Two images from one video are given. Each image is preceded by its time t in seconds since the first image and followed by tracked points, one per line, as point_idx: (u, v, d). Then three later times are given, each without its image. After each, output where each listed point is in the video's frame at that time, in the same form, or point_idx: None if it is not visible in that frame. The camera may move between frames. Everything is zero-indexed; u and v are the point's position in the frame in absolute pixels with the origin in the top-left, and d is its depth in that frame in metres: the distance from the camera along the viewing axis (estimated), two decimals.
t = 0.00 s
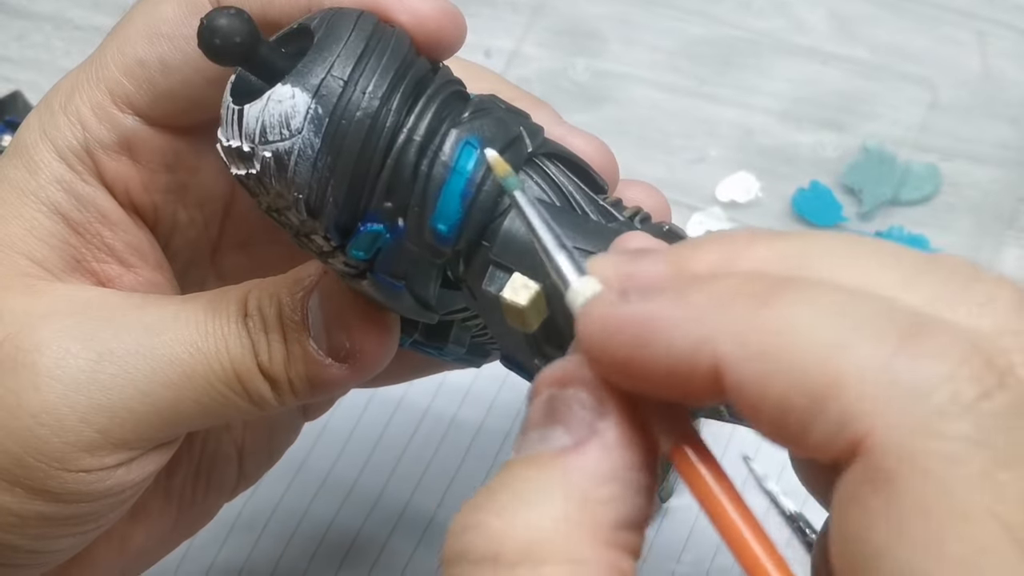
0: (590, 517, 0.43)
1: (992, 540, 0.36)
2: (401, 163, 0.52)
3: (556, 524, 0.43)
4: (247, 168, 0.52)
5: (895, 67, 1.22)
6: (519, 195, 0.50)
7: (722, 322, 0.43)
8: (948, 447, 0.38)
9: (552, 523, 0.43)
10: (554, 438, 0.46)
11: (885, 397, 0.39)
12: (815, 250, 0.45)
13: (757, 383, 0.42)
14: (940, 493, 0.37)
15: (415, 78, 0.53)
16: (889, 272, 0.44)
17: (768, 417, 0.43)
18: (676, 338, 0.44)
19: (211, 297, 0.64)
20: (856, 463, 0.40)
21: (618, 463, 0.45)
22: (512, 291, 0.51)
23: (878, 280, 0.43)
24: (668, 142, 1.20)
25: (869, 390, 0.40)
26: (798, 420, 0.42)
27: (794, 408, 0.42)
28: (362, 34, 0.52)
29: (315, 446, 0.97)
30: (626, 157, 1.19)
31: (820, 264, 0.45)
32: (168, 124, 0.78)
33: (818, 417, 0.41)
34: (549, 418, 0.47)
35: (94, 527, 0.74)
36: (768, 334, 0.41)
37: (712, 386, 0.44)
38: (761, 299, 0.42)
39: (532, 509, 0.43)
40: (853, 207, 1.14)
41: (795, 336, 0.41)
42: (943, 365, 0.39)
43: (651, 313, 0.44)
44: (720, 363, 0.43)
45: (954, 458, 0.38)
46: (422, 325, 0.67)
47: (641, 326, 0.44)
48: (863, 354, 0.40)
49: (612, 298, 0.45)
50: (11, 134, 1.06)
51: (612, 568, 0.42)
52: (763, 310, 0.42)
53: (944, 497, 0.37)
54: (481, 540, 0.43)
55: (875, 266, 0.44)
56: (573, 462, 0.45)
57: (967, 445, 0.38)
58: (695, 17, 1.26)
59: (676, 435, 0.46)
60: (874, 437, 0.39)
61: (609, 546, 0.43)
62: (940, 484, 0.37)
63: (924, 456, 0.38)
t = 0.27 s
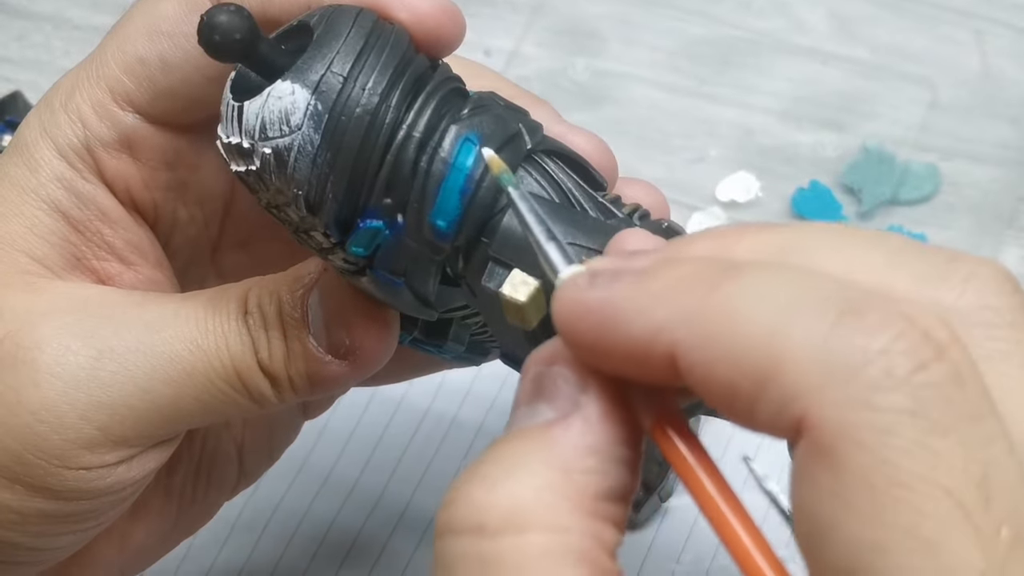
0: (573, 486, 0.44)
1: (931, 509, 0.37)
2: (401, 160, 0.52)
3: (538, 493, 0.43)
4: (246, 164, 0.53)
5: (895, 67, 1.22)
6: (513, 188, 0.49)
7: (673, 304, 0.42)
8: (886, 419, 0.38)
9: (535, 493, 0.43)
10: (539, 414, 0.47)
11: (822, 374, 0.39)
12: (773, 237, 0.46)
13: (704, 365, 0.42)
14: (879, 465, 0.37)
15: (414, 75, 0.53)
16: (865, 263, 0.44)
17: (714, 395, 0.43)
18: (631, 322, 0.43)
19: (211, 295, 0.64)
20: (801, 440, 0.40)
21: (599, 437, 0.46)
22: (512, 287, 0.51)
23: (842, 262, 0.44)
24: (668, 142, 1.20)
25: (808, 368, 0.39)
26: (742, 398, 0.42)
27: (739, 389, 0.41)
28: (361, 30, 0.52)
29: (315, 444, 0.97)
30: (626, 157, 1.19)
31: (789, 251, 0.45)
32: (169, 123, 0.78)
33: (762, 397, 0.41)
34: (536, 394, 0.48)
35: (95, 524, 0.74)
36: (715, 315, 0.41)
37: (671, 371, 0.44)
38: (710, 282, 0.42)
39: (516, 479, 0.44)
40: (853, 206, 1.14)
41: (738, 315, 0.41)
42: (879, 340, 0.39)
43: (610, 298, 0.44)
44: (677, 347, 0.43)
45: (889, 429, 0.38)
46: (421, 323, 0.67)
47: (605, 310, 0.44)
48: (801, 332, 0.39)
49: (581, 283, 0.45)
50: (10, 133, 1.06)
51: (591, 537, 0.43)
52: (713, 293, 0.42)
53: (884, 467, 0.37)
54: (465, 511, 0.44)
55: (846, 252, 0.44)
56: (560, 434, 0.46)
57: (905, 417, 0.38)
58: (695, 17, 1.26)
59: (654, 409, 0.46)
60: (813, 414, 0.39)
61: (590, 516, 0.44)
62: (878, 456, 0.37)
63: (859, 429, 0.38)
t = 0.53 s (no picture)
0: (550, 488, 0.44)
1: (903, 519, 0.36)
2: (400, 162, 0.52)
3: (514, 495, 0.44)
4: (244, 166, 0.53)
5: (895, 68, 1.23)
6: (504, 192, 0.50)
7: (649, 312, 0.42)
8: (856, 428, 0.37)
9: (512, 494, 0.44)
10: (520, 416, 0.48)
11: (793, 383, 0.39)
12: (756, 243, 0.45)
13: (677, 372, 0.42)
14: (850, 474, 0.37)
15: (413, 77, 0.53)
16: (854, 257, 0.44)
17: (690, 403, 0.42)
18: (607, 329, 0.43)
19: (211, 297, 0.64)
20: (773, 449, 0.39)
21: (578, 439, 0.46)
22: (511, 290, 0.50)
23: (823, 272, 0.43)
24: (667, 142, 1.20)
25: (777, 376, 0.39)
26: (718, 406, 0.41)
27: (712, 398, 0.41)
28: (361, 32, 0.52)
29: (315, 445, 0.97)
30: (625, 157, 1.19)
31: (774, 258, 0.44)
32: (169, 124, 0.78)
33: (734, 405, 0.40)
34: (519, 398, 0.49)
35: (96, 525, 0.74)
36: (688, 323, 0.41)
37: (647, 379, 0.43)
38: (685, 291, 0.42)
39: (493, 481, 0.44)
40: (853, 207, 1.14)
41: (711, 324, 0.40)
42: (847, 350, 0.39)
43: (589, 305, 0.43)
44: (651, 355, 0.42)
45: (858, 438, 0.37)
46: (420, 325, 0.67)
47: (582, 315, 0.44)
48: (772, 340, 0.39)
49: (560, 287, 0.45)
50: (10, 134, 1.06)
51: (570, 538, 0.43)
52: (686, 302, 0.41)
53: (856, 477, 0.37)
54: (450, 514, 0.44)
55: (834, 257, 0.44)
56: (538, 436, 0.46)
57: (874, 426, 0.38)
58: (695, 18, 1.26)
59: (635, 413, 0.47)
60: (784, 424, 0.39)
61: (569, 518, 0.44)
62: (849, 465, 0.37)
63: (827, 438, 0.38)
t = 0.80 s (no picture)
0: (539, 488, 0.44)
1: (884, 520, 0.36)
2: (399, 161, 0.52)
3: (504, 494, 0.44)
4: (244, 166, 0.53)
5: (895, 68, 1.23)
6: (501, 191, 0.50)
7: (635, 314, 0.42)
8: (838, 430, 0.37)
9: (501, 493, 0.44)
10: (511, 416, 0.48)
11: (775, 386, 0.39)
12: (744, 245, 0.45)
13: (663, 374, 0.41)
14: (833, 475, 0.37)
15: (413, 76, 0.53)
16: (850, 258, 0.44)
17: (678, 405, 0.42)
18: (595, 331, 0.43)
19: (210, 297, 0.64)
20: (757, 451, 0.40)
21: (567, 438, 0.46)
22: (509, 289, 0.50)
23: (811, 275, 0.43)
24: (667, 143, 1.20)
25: (762, 378, 0.39)
26: (703, 408, 0.41)
27: (697, 400, 0.41)
28: (359, 32, 0.52)
29: (315, 446, 0.97)
30: (624, 158, 1.19)
31: (763, 259, 0.44)
32: (169, 125, 0.78)
33: (719, 407, 0.40)
34: (510, 399, 0.49)
35: (96, 525, 0.74)
36: (674, 326, 0.41)
37: (634, 380, 0.43)
38: (673, 293, 0.42)
39: (483, 480, 0.44)
40: (853, 208, 1.14)
41: (697, 327, 0.40)
42: (830, 352, 0.39)
43: (577, 306, 0.43)
44: (639, 356, 0.42)
45: (839, 440, 0.37)
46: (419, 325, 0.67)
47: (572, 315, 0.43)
48: (758, 343, 0.39)
49: (549, 288, 0.44)
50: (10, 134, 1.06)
51: (559, 536, 0.44)
52: (674, 304, 0.41)
53: (838, 478, 0.37)
54: (442, 514, 0.44)
55: (829, 257, 0.44)
56: (527, 437, 0.46)
57: (856, 427, 0.37)
58: (695, 18, 1.26)
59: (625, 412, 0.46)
60: (767, 426, 0.39)
61: (559, 517, 0.44)
62: (831, 466, 0.37)
63: (809, 440, 0.38)
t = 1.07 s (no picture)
0: (535, 483, 0.44)
1: (876, 516, 0.36)
2: (399, 161, 0.52)
3: (499, 489, 0.44)
4: (244, 166, 0.53)
5: (894, 68, 1.23)
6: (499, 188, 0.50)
7: (629, 310, 0.42)
8: (828, 425, 0.38)
9: (497, 489, 0.44)
10: (507, 413, 0.47)
11: (766, 383, 0.39)
12: (741, 242, 0.45)
13: (656, 370, 0.42)
14: (824, 471, 0.37)
15: (413, 76, 0.53)
16: (850, 257, 0.44)
17: (670, 401, 0.42)
18: (590, 326, 0.43)
19: (211, 296, 0.65)
20: (748, 447, 0.40)
21: (563, 433, 0.46)
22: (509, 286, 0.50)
23: (807, 272, 0.43)
24: (666, 142, 1.20)
25: (753, 374, 0.39)
26: (697, 405, 0.41)
27: (689, 396, 0.41)
28: (360, 32, 0.52)
29: (315, 445, 0.97)
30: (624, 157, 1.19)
31: (758, 256, 0.44)
32: (170, 125, 0.78)
33: (711, 403, 0.40)
34: (506, 395, 0.48)
35: (97, 525, 0.74)
36: (668, 322, 0.41)
37: (627, 375, 0.44)
38: (667, 289, 0.42)
39: (478, 476, 0.44)
40: (853, 208, 1.14)
41: (690, 322, 0.40)
42: (822, 348, 0.39)
43: (572, 302, 0.43)
44: (632, 351, 0.42)
45: (832, 435, 0.37)
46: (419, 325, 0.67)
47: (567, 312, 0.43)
48: (750, 338, 0.39)
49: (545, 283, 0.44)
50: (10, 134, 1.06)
51: (554, 530, 0.44)
52: (668, 301, 0.41)
53: (830, 473, 0.37)
54: (439, 512, 0.44)
55: (827, 255, 0.44)
56: (522, 432, 0.46)
57: (846, 422, 0.38)
58: (695, 18, 1.27)
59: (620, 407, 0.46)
60: (758, 423, 0.39)
61: (554, 511, 0.44)
62: (823, 461, 0.37)
63: (802, 435, 0.38)
